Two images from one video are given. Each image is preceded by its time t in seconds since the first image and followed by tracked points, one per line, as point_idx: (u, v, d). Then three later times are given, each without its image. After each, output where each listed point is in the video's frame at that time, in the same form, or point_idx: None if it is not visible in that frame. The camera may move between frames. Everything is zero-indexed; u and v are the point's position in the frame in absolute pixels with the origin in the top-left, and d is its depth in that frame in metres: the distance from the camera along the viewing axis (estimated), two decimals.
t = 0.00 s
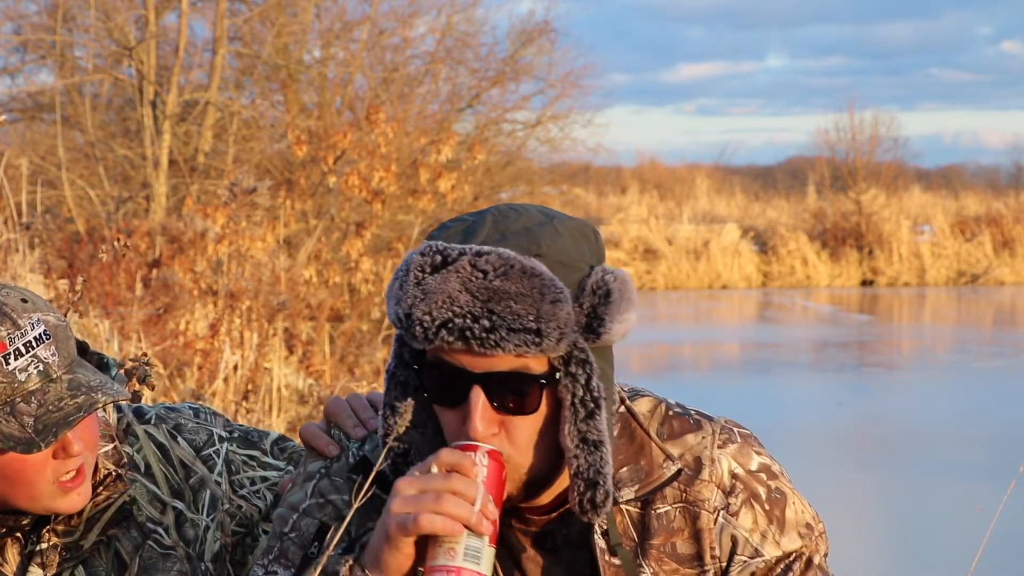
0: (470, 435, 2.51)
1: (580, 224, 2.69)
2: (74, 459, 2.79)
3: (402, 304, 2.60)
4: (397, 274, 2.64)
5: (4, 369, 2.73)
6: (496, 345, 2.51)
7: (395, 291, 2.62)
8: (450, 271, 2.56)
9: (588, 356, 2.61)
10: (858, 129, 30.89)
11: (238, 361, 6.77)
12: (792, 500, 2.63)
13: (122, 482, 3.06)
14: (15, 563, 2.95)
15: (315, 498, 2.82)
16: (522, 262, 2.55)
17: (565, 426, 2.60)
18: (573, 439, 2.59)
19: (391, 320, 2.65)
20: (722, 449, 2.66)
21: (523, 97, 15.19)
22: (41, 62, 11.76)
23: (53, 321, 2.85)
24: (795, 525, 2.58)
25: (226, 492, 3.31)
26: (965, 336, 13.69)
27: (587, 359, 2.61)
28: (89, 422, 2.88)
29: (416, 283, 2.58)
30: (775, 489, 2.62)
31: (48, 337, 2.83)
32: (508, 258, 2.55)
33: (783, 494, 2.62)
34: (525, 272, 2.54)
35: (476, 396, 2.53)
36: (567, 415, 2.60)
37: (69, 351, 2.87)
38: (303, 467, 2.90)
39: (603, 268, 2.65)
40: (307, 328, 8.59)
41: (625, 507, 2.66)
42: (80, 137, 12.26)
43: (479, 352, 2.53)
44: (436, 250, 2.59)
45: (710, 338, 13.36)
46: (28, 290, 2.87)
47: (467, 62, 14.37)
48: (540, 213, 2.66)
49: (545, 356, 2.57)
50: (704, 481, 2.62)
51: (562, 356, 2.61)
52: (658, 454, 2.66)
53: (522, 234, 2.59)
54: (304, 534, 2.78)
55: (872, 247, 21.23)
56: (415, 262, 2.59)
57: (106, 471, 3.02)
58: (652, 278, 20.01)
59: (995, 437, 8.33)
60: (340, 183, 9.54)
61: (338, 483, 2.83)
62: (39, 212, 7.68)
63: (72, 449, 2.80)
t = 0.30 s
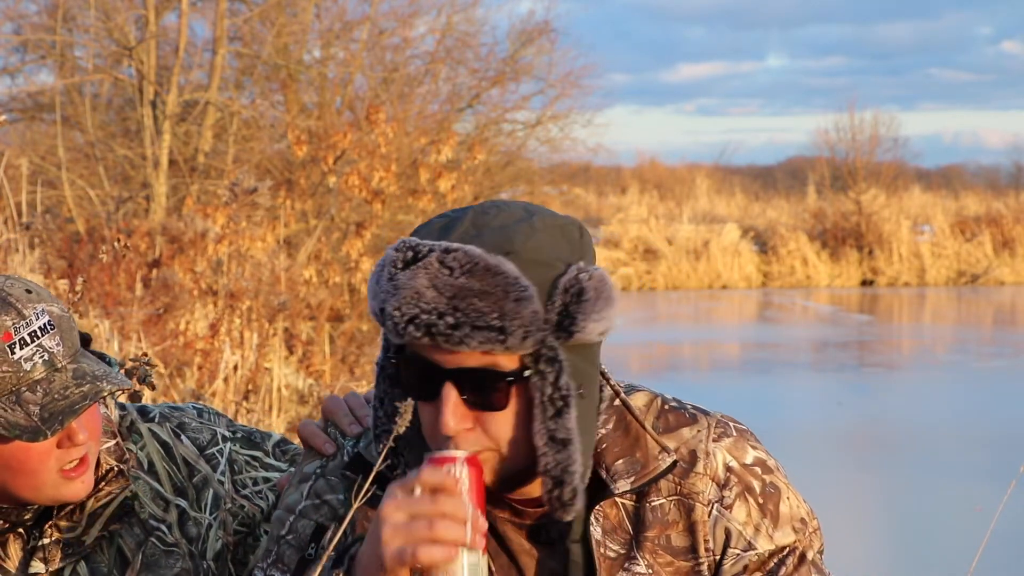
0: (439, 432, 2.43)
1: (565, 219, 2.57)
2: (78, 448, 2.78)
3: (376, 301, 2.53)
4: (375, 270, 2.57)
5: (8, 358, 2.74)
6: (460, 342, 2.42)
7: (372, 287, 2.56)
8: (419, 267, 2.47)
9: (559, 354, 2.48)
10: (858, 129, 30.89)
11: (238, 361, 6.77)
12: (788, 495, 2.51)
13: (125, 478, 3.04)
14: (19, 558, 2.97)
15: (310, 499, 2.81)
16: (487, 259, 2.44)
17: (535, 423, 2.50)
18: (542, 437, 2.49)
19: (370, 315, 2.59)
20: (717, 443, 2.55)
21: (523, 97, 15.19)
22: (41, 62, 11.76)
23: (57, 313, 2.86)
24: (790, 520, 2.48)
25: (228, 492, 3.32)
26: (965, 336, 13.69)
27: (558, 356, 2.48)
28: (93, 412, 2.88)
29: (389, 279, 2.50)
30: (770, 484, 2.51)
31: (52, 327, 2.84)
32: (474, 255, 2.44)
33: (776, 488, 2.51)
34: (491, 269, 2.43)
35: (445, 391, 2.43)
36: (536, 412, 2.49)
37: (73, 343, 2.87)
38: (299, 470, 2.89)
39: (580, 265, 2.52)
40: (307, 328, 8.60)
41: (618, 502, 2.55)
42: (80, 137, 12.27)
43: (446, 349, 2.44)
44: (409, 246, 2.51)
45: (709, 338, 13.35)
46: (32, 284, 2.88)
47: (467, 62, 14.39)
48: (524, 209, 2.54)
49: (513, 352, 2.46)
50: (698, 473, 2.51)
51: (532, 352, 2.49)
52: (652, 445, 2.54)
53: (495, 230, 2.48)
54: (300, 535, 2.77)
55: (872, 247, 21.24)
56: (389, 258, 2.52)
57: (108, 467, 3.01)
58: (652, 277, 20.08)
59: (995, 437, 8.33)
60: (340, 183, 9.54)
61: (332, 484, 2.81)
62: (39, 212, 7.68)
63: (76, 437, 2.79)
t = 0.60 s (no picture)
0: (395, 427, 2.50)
1: (544, 228, 2.53)
2: (85, 444, 2.78)
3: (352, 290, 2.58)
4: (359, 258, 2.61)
5: (15, 354, 2.73)
6: (408, 342, 2.45)
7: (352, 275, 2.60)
8: (382, 262, 2.50)
9: (508, 363, 2.48)
10: (858, 128, 30.89)
11: (238, 361, 6.77)
12: (788, 494, 2.50)
13: (132, 477, 3.02)
14: (25, 556, 2.94)
15: (310, 509, 2.72)
16: (440, 264, 2.44)
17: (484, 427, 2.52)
18: (488, 442, 2.51)
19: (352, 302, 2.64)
20: (716, 442, 2.54)
21: (523, 98, 15.20)
22: (41, 62, 11.76)
23: (63, 308, 2.84)
24: (790, 520, 2.46)
25: (233, 493, 3.32)
26: (965, 336, 13.68)
27: (509, 364, 2.48)
28: (98, 408, 2.87)
29: (360, 271, 2.55)
30: (770, 483, 2.50)
31: (59, 323, 2.82)
32: (429, 260, 2.44)
33: (777, 487, 2.50)
34: (443, 274, 2.43)
35: (407, 387, 2.49)
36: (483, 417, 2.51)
37: (79, 338, 2.86)
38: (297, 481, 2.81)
39: (545, 277, 2.49)
40: (307, 328, 8.60)
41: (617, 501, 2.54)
42: (80, 137, 12.26)
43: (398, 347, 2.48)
44: (380, 240, 2.53)
45: (709, 338, 13.35)
46: (36, 278, 2.86)
47: (467, 62, 14.40)
48: (505, 214, 2.51)
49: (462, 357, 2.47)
50: (697, 473, 2.50)
51: (483, 357, 2.48)
52: (650, 444, 2.55)
53: (462, 234, 2.47)
54: (303, 548, 2.68)
55: (872, 247, 21.23)
56: (365, 249, 2.56)
57: (114, 464, 2.99)
58: (652, 277, 20.06)
59: (995, 437, 8.33)
60: (340, 183, 9.54)
61: (331, 492, 2.71)
62: (39, 212, 7.68)
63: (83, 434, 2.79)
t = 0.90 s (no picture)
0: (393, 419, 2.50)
1: (542, 222, 2.54)
2: (84, 439, 2.78)
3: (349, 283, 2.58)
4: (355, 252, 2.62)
5: (12, 352, 2.73)
6: (407, 332, 2.45)
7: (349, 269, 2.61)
8: (381, 254, 2.50)
9: (506, 354, 2.48)
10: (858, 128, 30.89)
11: (238, 361, 6.77)
12: (784, 489, 2.50)
13: (131, 474, 3.01)
14: (23, 554, 2.91)
15: (309, 515, 2.72)
16: (440, 254, 2.45)
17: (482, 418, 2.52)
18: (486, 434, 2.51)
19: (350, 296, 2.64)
20: (712, 438, 2.54)
21: (523, 98, 15.20)
22: (41, 62, 11.76)
23: (58, 304, 2.84)
24: (786, 514, 2.46)
25: (233, 494, 3.33)
26: (965, 336, 13.68)
27: (507, 354, 2.48)
28: (97, 403, 2.87)
29: (359, 264, 2.55)
30: (766, 477, 2.50)
31: (54, 319, 2.82)
32: (429, 250, 2.45)
33: (774, 482, 2.51)
34: (443, 265, 2.44)
35: (405, 378, 2.50)
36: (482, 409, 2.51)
37: (75, 334, 2.85)
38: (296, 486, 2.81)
39: (545, 268, 2.50)
40: (307, 328, 8.60)
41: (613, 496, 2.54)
42: (80, 137, 12.26)
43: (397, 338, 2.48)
44: (379, 233, 2.54)
45: (709, 338, 13.35)
46: (30, 275, 2.86)
47: (467, 62, 14.40)
48: (502, 207, 2.53)
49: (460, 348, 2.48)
50: (693, 468, 2.51)
51: (481, 348, 2.49)
52: (644, 439, 2.54)
53: (462, 227, 2.49)
54: (300, 555, 2.69)
55: (872, 247, 21.23)
56: (363, 242, 2.57)
57: (113, 462, 2.97)
58: (652, 277, 20.06)
59: (995, 437, 8.33)
60: (340, 183, 9.55)
61: (329, 499, 2.72)
62: (38, 212, 7.68)
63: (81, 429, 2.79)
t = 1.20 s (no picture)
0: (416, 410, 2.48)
1: (550, 212, 2.59)
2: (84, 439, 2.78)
3: (364, 282, 2.58)
4: (366, 252, 2.62)
5: (12, 352, 2.72)
6: (437, 320, 2.46)
7: (361, 268, 2.61)
8: (402, 246, 2.51)
9: (534, 338, 2.50)
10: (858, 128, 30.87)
11: (238, 361, 6.77)
12: (784, 487, 2.51)
13: (132, 473, 3.00)
14: (23, 553, 2.89)
15: (307, 523, 2.72)
16: (466, 240, 2.48)
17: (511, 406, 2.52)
18: (516, 419, 2.51)
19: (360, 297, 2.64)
20: (712, 436, 2.54)
21: (523, 97, 15.20)
22: (41, 62, 11.76)
23: (57, 304, 2.84)
24: (786, 512, 2.47)
25: (233, 494, 3.33)
26: (965, 336, 13.68)
27: (535, 338, 2.50)
28: (96, 404, 2.87)
29: (375, 261, 2.55)
30: (766, 476, 2.51)
31: (54, 319, 2.81)
32: (454, 236, 2.48)
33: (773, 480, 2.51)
34: (469, 251, 2.47)
35: (427, 369, 2.49)
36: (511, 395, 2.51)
37: (75, 333, 2.85)
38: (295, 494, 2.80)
39: (563, 253, 2.54)
40: (307, 328, 8.60)
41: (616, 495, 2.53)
42: (80, 137, 12.26)
43: (423, 327, 2.48)
44: (394, 229, 2.56)
45: (709, 338, 13.35)
46: (28, 275, 2.85)
47: (467, 62, 14.40)
48: (510, 200, 2.57)
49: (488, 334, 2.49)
50: (694, 465, 2.50)
51: (508, 335, 2.51)
52: (646, 435, 2.54)
53: (479, 216, 2.52)
54: (298, 562, 2.68)
55: (872, 247, 21.23)
56: (376, 241, 2.58)
57: (113, 460, 2.96)
58: (652, 277, 20.05)
59: (995, 437, 8.33)
60: (340, 183, 9.55)
61: (328, 505, 2.72)
62: (38, 212, 7.67)
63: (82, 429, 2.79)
